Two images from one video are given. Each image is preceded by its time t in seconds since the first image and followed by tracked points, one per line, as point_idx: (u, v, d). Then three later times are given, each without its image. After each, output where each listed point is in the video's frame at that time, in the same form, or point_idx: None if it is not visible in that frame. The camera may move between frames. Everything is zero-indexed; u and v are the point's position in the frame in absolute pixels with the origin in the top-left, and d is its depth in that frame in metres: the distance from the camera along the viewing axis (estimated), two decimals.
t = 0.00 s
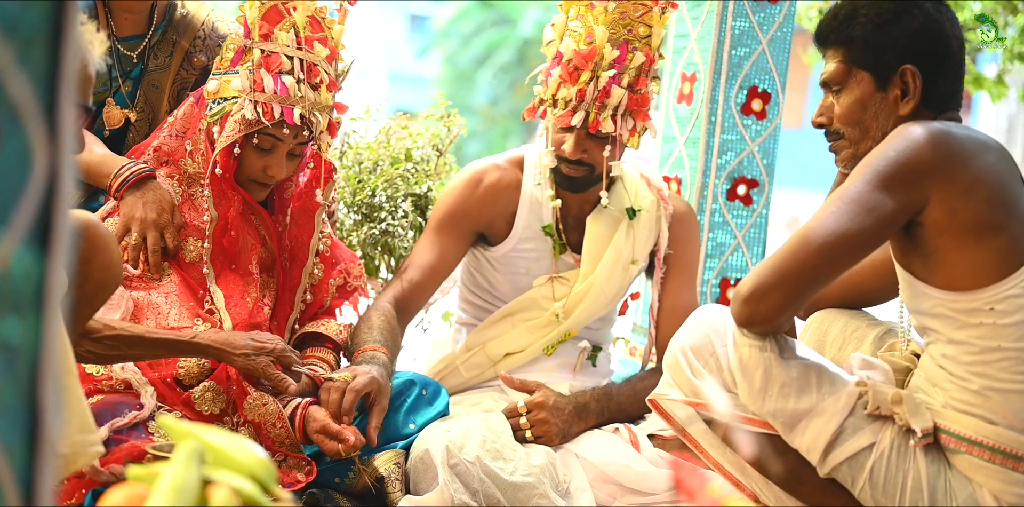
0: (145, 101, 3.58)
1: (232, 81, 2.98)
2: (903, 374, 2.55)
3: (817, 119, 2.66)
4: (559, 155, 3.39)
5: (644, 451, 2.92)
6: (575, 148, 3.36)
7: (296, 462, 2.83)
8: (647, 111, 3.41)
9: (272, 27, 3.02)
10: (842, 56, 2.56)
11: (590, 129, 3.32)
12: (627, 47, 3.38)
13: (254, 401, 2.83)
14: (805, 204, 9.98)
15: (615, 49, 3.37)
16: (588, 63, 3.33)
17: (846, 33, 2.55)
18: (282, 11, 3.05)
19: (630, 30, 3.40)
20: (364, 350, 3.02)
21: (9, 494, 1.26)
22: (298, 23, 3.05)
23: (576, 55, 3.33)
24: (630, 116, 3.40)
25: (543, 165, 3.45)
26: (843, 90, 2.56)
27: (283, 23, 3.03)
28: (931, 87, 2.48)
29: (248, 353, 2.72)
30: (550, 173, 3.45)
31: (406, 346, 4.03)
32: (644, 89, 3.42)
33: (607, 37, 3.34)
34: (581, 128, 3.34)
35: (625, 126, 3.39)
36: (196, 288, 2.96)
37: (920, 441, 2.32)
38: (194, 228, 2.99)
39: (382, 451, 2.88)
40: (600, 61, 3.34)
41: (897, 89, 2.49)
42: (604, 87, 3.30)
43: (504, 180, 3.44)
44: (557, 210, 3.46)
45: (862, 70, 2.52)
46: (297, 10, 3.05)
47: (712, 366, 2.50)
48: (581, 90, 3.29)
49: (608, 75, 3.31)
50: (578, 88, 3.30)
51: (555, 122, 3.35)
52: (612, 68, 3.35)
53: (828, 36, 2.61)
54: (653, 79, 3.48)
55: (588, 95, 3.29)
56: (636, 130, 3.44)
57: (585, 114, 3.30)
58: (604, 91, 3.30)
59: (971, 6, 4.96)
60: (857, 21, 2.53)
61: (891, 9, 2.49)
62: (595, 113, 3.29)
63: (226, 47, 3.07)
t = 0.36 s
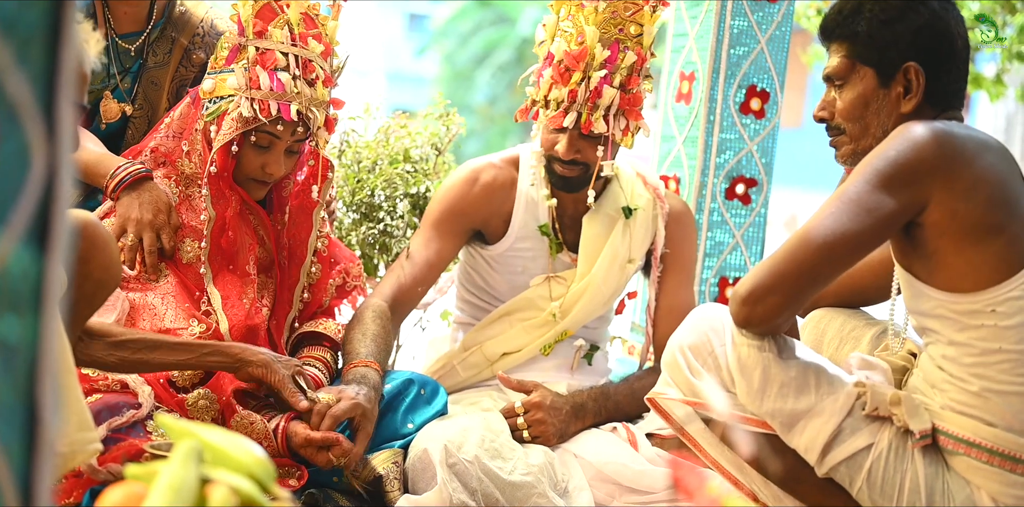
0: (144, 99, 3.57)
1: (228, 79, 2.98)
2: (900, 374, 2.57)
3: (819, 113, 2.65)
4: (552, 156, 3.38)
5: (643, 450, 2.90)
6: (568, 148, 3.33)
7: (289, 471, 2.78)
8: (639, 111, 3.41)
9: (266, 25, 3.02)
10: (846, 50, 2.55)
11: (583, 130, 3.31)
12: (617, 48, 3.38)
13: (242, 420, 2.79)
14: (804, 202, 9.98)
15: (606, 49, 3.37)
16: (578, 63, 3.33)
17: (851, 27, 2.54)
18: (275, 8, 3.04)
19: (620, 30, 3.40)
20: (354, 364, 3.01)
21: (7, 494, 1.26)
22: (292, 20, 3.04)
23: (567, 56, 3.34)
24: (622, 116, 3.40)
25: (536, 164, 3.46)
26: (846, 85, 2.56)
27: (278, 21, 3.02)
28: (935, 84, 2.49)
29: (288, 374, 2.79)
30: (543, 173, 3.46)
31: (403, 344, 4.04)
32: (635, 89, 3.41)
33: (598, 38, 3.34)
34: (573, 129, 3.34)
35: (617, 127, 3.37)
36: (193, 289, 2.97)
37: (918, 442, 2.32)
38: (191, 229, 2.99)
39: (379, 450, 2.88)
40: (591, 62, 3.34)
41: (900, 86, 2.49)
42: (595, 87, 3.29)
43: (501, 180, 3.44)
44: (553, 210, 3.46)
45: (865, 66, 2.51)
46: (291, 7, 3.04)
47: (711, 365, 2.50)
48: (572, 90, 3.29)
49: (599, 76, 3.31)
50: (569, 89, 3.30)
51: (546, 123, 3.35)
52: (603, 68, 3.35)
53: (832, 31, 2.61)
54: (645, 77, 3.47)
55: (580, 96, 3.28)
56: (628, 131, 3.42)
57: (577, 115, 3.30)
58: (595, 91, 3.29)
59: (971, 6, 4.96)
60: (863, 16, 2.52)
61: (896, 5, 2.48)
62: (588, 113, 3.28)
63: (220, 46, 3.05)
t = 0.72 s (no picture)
0: (144, 98, 3.58)
1: (227, 77, 2.98)
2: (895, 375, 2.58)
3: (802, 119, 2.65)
4: (549, 156, 3.39)
5: (641, 449, 2.90)
6: (564, 149, 3.34)
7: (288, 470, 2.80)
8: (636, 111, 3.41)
9: (265, 23, 3.03)
10: (829, 54, 2.56)
11: (579, 131, 3.31)
12: (613, 49, 3.38)
13: (241, 417, 2.79)
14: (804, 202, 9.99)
15: (602, 49, 3.37)
16: (574, 64, 3.34)
17: (835, 31, 2.54)
18: (273, 7, 3.05)
19: (616, 30, 3.40)
20: (352, 363, 3.03)
21: (6, 493, 1.27)
22: (290, 18, 3.05)
23: (562, 57, 3.35)
24: (619, 116, 3.40)
25: (532, 164, 3.47)
26: (831, 89, 2.57)
27: (276, 19, 3.03)
28: (922, 85, 2.49)
29: (284, 400, 2.79)
30: (538, 172, 3.47)
31: (402, 344, 4.03)
32: (632, 89, 3.42)
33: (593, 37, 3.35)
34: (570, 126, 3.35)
35: (613, 126, 3.38)
36: (193, 289, 2.97)
37: (916, 444, 2.33)
38: (190, 228, 2.98)
39: (378, 449, 2.87)
40: (586, 62, 3.35)
41: (887, 88, 2.49)
42: (591, 87, 3.31)
43: (498, 179, 3.44)
44: (550, 210, 3.47)
45: (848, 68, 2.52)
46: (288, 6, 3.05)
47: (708, 366, 2.51)
48: (569, 91, 3.30)
49: (595, 76, 3.32)
50: (565, 90, 3.30)
51: (543, 124, 3.35)
52: (599, 68, 3.35)
53: (815, 34, 2.61)
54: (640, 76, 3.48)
55: (576, 97, 3.28)
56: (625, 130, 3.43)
57: (573, 115, 3.29)
58: (591, 91, 3.30)
59: (969, 6, 4.97)
60: (847, 19, 2.53)
61: (881, 8, 2.49)
62: (584, 114, 3.28)
63: (219, 45, 3.04)
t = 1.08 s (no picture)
0: (143, 98, 3.57)
1: (227, 78, 2.98)
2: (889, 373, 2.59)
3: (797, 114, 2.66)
4: (547, 156, 3.39)
5: (639, 448, 2.93)
6: (563, 149, 3.36)
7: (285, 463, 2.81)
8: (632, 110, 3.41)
9: (263, 23, 3.03)
10: (823, 51, 2.55)
11: (577, 131, 3.32)
12: (608, 47, 3.38)
13: (237, 406, 2.78)
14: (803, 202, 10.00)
15: (597, 49, 3.37)
16: (569, 64, 3.33)
17: (829, 29, 2.53)
18: (272, 7, 3.05)
19: (612, 30, 3.40)
20: (346, 356, 3.04)
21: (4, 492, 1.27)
22: (289, 17, 3.05)
23: (558, 57, 3.35)
24: (616, 115, 3.40)
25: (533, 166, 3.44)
26: (824, 87, 2.57)
27: (274, 18, 3.03)
28: (915, 84, 2.50)
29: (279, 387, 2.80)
30: (539, 173, 3.44)
31: (401, 344, 4.03)
32: (627, 88, 3.42)
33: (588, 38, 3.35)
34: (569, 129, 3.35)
35: (611, 126, 3.38)
36: (191, 290, 2.96)
37: (912, 446, 2.33)
38: (188, 229, 2.98)
39: (378, 448, 2.87)
40: (582, 61, 3.35)
41: (879, 88, 2.50)
42: (588, 88, 3.30)
43: (496, 179, 3.45)
44: (548, 209, 3.46)
45: (842, 66, 2.52)
46: (286, 5, 3.05)
47: (704, 367, 2.51)
48: (565, 92, 3.30)
49: (590, 76, 3.31)
50: (561, 91, 3.30)
51: (540, 125, 3.36)
52: (594, 68, 3.34)
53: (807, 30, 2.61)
54: (636, 75, 3.48)
55: (572, 97, 3.29)
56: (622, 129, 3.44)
57: (571, 116, 3.30)
58: (588, 92, 3.30)
59: (968, 6, 4.97)
60: (841, 17, 2.51)
61: (875, 7, 2.48)
62: (581, 114, 3.29)
63: (218, 45, 3.04)
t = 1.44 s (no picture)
0: (142, 98, 3.57)
1: (225, 76, 2.98)
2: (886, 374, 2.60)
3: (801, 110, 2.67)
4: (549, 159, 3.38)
5: (638, 448, 2.93)
6: (567, 149, 3.33)
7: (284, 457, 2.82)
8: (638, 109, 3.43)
9: (260, 22, 3.03)
10: (827, 50, 2.55)
11: (583, 129, 3.31)
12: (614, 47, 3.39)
13: (233, 400, 2.76)
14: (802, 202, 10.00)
15: (603, 47, 3.38)
16: (576, 63, 3.34)
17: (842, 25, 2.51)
18: (268, 6, 3.05)
19: (614, 28, 3.40)
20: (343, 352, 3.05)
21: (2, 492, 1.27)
22: (285, 16, 3.05)
23: (564, 57, 3.34)
24: (622, 113, 3.41)
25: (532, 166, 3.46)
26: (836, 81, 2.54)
27: (271, 18, 3.03)
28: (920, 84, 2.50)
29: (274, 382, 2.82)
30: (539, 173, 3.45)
31: (401, 345, 4.03)
32: (633, 86, 3.43)
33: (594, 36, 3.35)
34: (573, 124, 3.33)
35: (617, 124, 3.39)
36: (189, 290, 2.95)
37: (911, 444, 2.33)
38: (187, 229, 2.98)
39: (376, 447, 2.87)
40: (588, 61, 3.35)
41: (888, 85, 2.50)
42: (595, 86, 3.29)
43: (495, 179, 3.45)
44: (548, 210, 3.47)
45: (845, 66, 2.52)
46: (283, 5, 3.05)
47: (703, 367, 2.51)
48: (572, 91, 3.29)
49: (597, 75, 3.31)
50: (568, 90, 3.30)
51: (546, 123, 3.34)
52: (601, 67, 3.35)
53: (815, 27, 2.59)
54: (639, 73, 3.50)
55: (579, 96, 3.28)
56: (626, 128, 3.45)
57: (577, 115, 3.29)
58: (595, 90, 3.29)
59: (967, 7, 4.97)
60: (857, 12, 2.49)
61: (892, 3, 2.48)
62: (588, 113, 3.28)
63: (215, 44, 3.05)
